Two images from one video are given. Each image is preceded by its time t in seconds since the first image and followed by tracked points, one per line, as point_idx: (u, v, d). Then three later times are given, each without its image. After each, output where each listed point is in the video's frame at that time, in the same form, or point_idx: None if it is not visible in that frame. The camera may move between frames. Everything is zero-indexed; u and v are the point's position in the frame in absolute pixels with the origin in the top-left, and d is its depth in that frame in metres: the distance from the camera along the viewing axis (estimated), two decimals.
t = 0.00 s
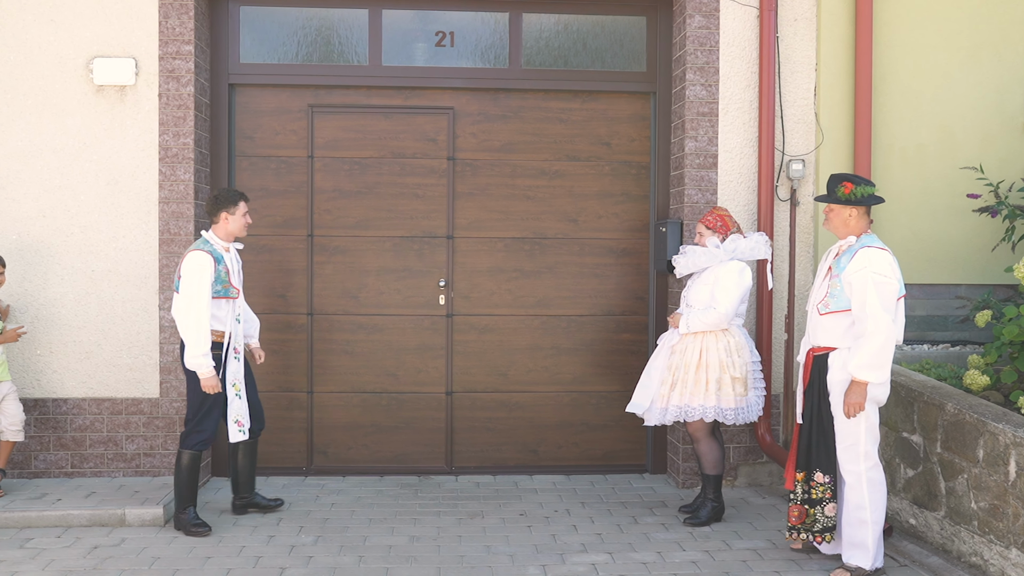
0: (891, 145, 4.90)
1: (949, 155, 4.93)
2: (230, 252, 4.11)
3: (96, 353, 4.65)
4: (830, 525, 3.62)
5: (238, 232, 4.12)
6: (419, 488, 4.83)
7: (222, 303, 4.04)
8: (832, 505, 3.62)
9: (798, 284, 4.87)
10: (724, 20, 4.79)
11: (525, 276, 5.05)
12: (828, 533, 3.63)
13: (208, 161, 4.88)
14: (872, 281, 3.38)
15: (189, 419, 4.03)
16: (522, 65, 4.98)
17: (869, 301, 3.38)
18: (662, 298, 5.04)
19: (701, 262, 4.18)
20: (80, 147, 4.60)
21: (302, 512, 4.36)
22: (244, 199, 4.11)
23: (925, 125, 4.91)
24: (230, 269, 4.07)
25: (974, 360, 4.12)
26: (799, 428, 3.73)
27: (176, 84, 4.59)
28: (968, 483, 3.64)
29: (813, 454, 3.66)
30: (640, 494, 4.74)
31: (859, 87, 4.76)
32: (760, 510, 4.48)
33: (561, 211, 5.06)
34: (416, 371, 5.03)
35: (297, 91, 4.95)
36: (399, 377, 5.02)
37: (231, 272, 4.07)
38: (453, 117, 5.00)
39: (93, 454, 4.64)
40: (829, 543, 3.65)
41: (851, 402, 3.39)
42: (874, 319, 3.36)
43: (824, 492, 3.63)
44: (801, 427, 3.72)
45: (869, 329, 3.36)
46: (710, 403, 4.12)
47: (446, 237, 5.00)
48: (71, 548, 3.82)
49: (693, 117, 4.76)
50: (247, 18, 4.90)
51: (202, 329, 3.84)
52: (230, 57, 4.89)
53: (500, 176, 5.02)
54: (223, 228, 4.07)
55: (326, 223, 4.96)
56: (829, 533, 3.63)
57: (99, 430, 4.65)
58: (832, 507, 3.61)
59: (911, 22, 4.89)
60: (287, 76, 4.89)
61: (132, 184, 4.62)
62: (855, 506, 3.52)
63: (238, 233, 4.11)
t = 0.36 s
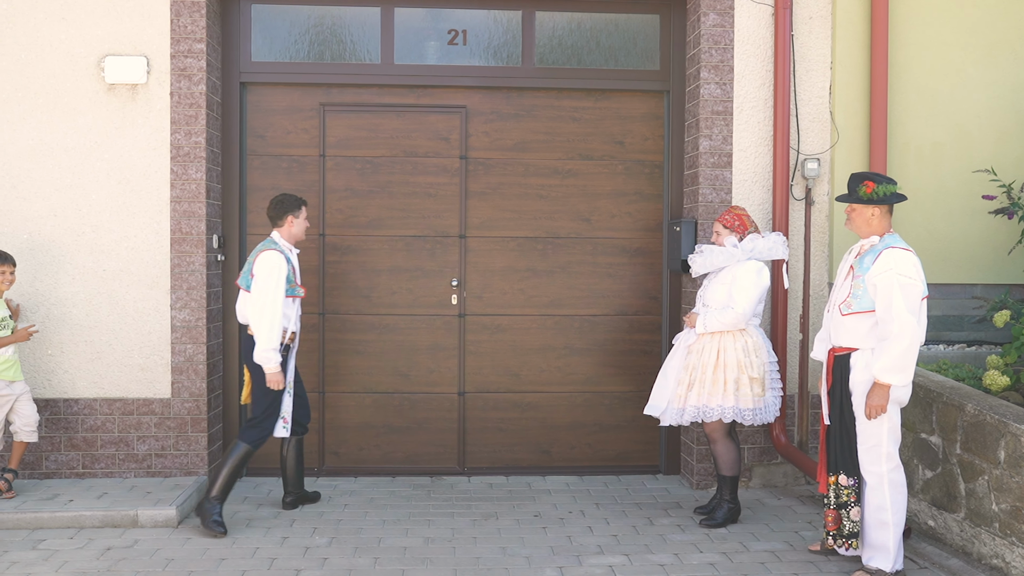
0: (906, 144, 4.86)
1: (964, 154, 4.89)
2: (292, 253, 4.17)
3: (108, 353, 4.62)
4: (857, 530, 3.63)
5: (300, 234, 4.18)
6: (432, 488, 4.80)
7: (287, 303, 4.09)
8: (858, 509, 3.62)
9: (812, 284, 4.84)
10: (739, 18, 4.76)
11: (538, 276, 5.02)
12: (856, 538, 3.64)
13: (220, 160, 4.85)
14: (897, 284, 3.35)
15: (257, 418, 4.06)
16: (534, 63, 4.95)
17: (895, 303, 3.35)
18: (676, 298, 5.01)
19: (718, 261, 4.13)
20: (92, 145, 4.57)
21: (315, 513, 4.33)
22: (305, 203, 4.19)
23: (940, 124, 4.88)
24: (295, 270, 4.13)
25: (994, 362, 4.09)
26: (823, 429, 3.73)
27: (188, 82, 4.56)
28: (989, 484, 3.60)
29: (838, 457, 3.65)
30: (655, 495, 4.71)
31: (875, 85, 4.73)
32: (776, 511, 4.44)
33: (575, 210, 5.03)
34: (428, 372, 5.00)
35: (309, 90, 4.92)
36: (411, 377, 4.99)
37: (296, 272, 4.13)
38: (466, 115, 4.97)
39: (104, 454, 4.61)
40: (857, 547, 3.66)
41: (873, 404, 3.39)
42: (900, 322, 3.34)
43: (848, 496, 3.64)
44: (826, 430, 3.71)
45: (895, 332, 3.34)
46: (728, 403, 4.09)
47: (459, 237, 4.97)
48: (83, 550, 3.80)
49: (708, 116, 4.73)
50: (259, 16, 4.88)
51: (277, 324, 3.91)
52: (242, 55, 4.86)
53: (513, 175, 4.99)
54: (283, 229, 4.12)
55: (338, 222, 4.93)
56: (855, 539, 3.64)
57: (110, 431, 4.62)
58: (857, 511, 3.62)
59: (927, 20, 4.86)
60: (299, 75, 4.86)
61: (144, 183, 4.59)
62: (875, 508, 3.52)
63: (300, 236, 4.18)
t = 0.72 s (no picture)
0: (919, 142, 4.81)
1: (978, 152, 4.84)
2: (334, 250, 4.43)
3: (114, 353, 4.59)
4: (863, 531, 3.59)
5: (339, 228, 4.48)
6: (441, 489, 4.76)
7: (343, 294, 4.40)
8: (864, 511, 3.59)
9: (825, 283, 4.79)
10: (750, 15, 4.72)
11: (547, 275, 4.98)
12: (862, 540, 3.59)
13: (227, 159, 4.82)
14: (916, 284, 3.32)
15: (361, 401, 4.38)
16: (544, 61, 4.91)
17: (914, 303, 3.32)
18: (687, 297, 4.97)
19: (732, 260, 4.08)
20: (98, 144, 4.54)
21: (323, 514, 4.30)
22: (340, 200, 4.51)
23: (954, 122, 4.82)
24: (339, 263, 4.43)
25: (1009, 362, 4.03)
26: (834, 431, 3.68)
27: (195, 80, 4.53)
28: (1006, 486, 3.56)
29: (848, 458, 3.60)
30: (665, 497, 4.66)
31: (888, 83, 4.68)
32: (788, 513, 4.40)
33: (584, 209, 4.99)
34: (436, 372, 4.96)
35: (316, 88, 4.88)
36: (419, 377, 4.95)
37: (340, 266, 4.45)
38: (475, 113, 4.93)
39: (111, 455, 4.58)
40: (863, 549, 3.61)
41: (897, 404, 3.35)
42: (921, 322, 3.30)
43: (856, 496, 3.59)
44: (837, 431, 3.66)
45: (916, 332, 3.31)
46: (742, 404, 4.04)
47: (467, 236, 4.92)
48: (91, 552, 3.77)
49: (719, 113, 4.69)
50: (266, 13, 4.84)
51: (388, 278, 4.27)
52: (249, 53, 4.82)
53: (522, 174, 4.95)
54: (331, 229, 4.35)
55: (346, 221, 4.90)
56: (860, 540, 3.60)
57: (116, 431, 4.59)
58: (863, 513, 3.58)
59: (941, 16, 4.81)
60: (306, 72, 4.82)
61: (150, 182, 4.56)
62: (892, 510, 3.47)
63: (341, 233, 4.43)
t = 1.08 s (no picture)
0: (928, 139, 4.74)
1: (987, 149, 4.76)
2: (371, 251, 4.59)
3: (111, 354, 4.53)
4: (863, 535, 3.52)
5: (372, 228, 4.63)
6: (442, 492, 4.70)
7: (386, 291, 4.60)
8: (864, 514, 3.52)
9: (832, 282, 4.72)
10: (755, 11, 4.64)
11: (550, 275, 4.91)
12: (861, 544, 3.53)
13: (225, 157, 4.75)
14: (926, 281, 3.25)
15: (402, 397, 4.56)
16: (546, 58, 4.83)
17: (924, 301, 3.25)
18: (691, 297, 4.90)
19: (736, 259, 4.02)
20: (94, 143, 4.48)
21: (323, 518, 4.23)
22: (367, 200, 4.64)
23: (963, 118, 4.75)
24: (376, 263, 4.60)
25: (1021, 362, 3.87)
26: (835, 433, 3.61)
27: (192, 78, 4.46)
28: (1019, 490, 3.48)
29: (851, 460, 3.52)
30: (670, 500, 4.59)
31: (896, 80, 4.61)
32: (795, 516, 4.33)
33: (587, 208, 4.92)
34: (437, 373, 4.89)
35: (315, 85, 4.81)
36: (420, 379, 4.88)
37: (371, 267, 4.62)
38: (476, 111, 4.86)
39: (107, 458, 4.52)
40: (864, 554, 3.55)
41: (905, 404, 3.28)
42: (932, 320, 3.23)
43: (858, 499, 3.52)
44: (841, 433, 3.58)
45: (927, 331, 3.24)
46: (746, 406, 3.97)
47: (469, 235, 4.85)
48: (86, 557, 3.70)
49: (724, 110, 4.61)
50: (264, 10, 4.77)
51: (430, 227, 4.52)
52: (247, 50, 4.76)
53: (524, 172, 4.88)
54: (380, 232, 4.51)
55: (345, 220, 4.83)
56: (861, 544, 3.53)
57: (112, 434, 4.53)
58: (863, 517, 3.51)
59: (950, 12, 4.73)
60: (305, 70, 4.76)
61: (147, 181, 4.49)
62: (901, 514, 3.39)
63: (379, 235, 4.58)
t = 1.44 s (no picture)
0: (933, 138, 4.65)
1: (993, 149, 4.68)
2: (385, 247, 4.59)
3: (101, 358, 4.45)
4: (876, 547, 3.40)
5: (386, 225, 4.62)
6: (439, 498, 4.61)
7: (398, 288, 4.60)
8: (876, 524, 3.40)
9: (835, 284, 4.64)
10: (757, 8, 4.56)
11: (548, 277, 4.83)
12: (875, 555, 3.40)
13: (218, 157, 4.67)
14: (932, 282, 3.17)
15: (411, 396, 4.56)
16: (544, 56, 4.75)
17: (930, 303, 3.16)
18: (691, 299, 4.82)
19: (735, 262, 3.93)
20: (84, 142, 4.40)
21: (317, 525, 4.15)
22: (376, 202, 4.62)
23: (969, 118, 4.66)
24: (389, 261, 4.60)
25: None
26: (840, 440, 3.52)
27: (184, 76, 4.38)
28: None
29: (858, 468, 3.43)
30: (670, 506, 4.51)
31: (900, 79, 4.52)
32: (798, 523, 4.25)
33: (586, 208, 4.84)
34: (434, 376, 4.81)
35: (310, 84, 4.73)
36: (416, 383, 4.80)
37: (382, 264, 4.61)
38: (473, 110, 4.78)
39: (98, 463, 4.44)
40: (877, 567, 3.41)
41: (911, 409, 3.19)
42: (938, 322, 3.15)
43: (868, 509, 3.41)
44: (846, 440, 3.49)
45: (933, 333, 3.15)
46: (744, 411, 3.89)
47: (466, 236, 4.77)
48: (73, 566, 3.62)
49: (726, 109, 4.53)
50: (257, 7, 4.69)
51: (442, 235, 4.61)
52: (240, 48, 4.67)
53: (521, 172, 4.80)
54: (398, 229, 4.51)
55: (340, 221, 4.75)
56: (874, 556, 3.40)
57: (103, 439, 4.45)
58: (875, 527, 3.39)
59: (955, 9, 4.65)
60: (299, 68, 4.68)
61: (138, 181, 4.41)
62: (908, 523, 3.32)
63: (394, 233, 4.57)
